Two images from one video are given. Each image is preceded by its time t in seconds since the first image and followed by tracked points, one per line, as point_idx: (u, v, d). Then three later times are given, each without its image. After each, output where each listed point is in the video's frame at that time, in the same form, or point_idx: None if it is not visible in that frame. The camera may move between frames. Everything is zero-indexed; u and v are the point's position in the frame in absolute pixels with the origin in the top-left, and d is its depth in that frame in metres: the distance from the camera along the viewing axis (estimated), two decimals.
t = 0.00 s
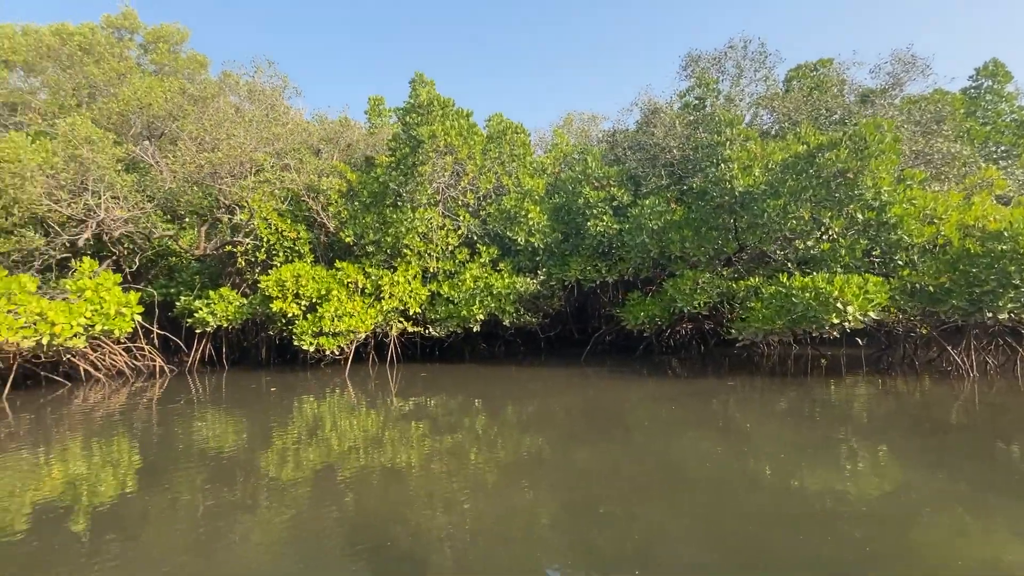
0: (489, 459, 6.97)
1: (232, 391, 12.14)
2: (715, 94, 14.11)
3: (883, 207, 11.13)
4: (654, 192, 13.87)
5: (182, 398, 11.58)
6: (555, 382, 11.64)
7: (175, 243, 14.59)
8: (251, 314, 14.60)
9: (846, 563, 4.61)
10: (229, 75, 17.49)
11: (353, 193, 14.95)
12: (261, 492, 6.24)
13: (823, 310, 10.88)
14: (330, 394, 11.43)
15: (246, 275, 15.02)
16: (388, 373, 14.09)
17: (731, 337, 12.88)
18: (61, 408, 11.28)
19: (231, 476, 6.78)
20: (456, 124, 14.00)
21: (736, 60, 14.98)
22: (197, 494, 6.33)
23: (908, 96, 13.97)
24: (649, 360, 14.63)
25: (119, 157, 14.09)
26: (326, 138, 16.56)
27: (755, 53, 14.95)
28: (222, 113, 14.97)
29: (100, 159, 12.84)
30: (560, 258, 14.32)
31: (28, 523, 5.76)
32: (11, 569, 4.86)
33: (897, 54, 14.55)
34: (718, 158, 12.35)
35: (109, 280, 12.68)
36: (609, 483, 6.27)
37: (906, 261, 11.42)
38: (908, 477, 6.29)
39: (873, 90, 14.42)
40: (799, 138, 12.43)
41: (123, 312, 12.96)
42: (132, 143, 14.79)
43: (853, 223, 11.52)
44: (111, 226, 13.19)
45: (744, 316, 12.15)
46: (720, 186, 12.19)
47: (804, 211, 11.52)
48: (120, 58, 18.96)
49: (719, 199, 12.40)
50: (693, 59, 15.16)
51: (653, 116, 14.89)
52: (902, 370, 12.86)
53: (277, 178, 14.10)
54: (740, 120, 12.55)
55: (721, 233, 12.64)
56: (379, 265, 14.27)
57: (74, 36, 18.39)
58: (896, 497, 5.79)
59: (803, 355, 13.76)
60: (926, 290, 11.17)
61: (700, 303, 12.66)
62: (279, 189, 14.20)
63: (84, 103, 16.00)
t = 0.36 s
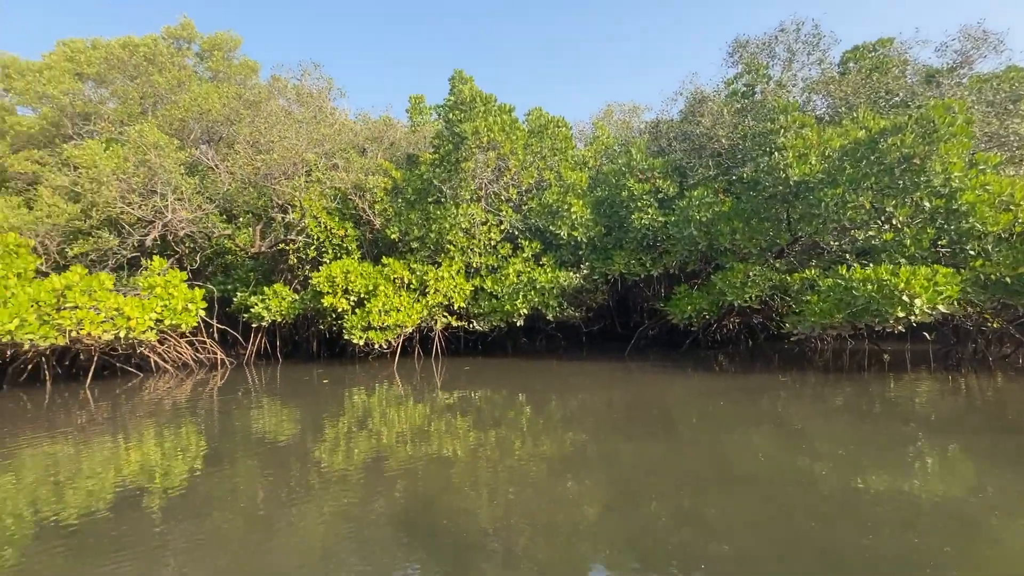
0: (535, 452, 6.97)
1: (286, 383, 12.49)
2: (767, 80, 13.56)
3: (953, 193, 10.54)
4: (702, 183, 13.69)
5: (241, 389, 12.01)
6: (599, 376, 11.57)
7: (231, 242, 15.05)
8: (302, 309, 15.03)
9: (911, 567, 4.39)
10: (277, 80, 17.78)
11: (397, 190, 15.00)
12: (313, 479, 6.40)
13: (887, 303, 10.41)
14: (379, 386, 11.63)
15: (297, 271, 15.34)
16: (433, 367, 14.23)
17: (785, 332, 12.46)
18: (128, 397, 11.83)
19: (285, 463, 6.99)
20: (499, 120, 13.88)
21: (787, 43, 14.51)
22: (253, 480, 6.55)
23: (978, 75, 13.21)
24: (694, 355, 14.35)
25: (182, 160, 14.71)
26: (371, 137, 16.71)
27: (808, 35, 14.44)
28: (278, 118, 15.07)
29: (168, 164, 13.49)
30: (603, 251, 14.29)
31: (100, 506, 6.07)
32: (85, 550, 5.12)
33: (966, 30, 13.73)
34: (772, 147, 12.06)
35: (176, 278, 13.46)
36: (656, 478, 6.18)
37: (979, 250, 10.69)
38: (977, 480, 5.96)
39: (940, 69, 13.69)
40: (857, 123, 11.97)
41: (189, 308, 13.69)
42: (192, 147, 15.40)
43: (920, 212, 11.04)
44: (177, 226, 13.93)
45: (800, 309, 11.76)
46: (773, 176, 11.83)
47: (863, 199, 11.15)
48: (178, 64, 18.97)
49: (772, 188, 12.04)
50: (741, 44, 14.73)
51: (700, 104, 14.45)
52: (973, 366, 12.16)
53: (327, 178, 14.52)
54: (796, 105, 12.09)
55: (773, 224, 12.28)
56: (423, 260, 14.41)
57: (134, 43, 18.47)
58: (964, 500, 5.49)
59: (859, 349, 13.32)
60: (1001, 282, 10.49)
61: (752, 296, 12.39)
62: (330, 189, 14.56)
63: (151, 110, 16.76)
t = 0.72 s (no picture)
0: (577, 448, 6.93)
1: (334, 376, 12.81)
2: (820, 67, 12.92)
3: None
4: (750, 176, 13.14)
5: (293, 382, 12.36)
6: (642, 373, 11.44)
7: (281, 241, 15.28)
8: (349, 305, 15.40)
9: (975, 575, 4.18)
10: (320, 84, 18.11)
11: (440, 189, 15.22)
12: (360, 470, 6.51)
13: (957, 298, 9.88)
14: (424, 381, 11.75)
15: (344, 269, 15.59)
16: (475, 363, 14.29)
17: (842, 328, 12.00)
18: (189, 390, 12.29)
19: (333, 454, 7.13)
20: (540, 116, 14.02)
21: (842, 27, 14.01)
22: (303, 470, 6.70)
23: None
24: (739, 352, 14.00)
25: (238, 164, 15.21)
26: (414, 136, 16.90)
27: (865, 17, 13.90)
28: (322, 117, 15.50)
29: (225, 168, 14.07)
30: (646, 247, 14.08)
31: (159, 492, 6.31)
32: (146, 533, 5.34)
33: None
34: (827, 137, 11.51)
35: (234, 276, 14.15)
36: (703, 476, 6.06)
37: None
38: None
39: (1010, 48, 12.98)
40: (920, 108, 11.50)
41: (246, 305, 14.38)
42: (246, 151, 15.88)
43: (993, 202, 10.52)
44: (235, 226, 14.44)
45: (858, 305, 11.49)
46: (828, 166, 11.39)
47: (931, 189, 10.58)
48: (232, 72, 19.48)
49: (827, 179, 11.57)
50: (792, 31, 14.27)
51: (748, 94, 13.95)
52: None
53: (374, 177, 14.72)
54: (854, 92, 11.47)
55: (829, 217, 11.96)
56: (464, 257, 14.47)
57: (191, 51, 18.86)
58: None
59: (919, 349, 12.82)
60: None
61: (805, 291, 12.05)
62: (374, 189, 14.76)
63: (209, 116, 17.41)
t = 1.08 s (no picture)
0: (619, 446, 6.87)
1: (377, 371, 13.04)
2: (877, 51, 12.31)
3: None
4: (799, 168, 12.59)
5: (339, 377, 12.60)
6: (684, 370, 11.28)
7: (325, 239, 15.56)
8: (391, 302, 15.60)
9: None
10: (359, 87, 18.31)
11: (478, 186, 15.23)
12: (402, 464, 6.60)
13: None
14: (465, 377, 11.82)
15: (385, 266, 15.86)
16: (514, 360, 14.30)
17: (901, 325, 11.58)
18: (240, 383, 12.65)
19: (376, 448, 7.24)
20: (579, 111, 13.81)
21: (900, 10, 13.49)
22: (349, 461, 6.83)
23: None
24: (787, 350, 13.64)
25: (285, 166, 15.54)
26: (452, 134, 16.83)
27: None
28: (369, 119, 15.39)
29: (275, 170, 14.33)
30: (689, 243, 13.76)
31: (213, 480, 6.53)
32: (201, 520, 5.53)
33: None
34: (886, 125, 10.93)
35: (284, 274, 14.48)
36: (750, 476, 5.94)
37: None
38: None
39: None
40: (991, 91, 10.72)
41: (295, 301, 14.72)
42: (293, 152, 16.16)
43: None
44: (284, 227, 14.69)
45: (918, 302, 11.03)
46: (887, 156, 10.77)
47: (1000, 179, 10.08)
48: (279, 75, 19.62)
49: (885, 171, 11.10)
50: (844, 15, 13.70)
51: (798, 81, 13.31)
52: None
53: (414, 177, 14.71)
54: (917, 78, 10.89)
55: (885, 210, 11.43)
56: (503, 254, 14.52)
57: (241, 57, 18.85)
58: None
59: (981, 347, 12.28)
60: None
61: (860, 288, 11.61)
62: (416, 189, 14.80)
63: (260, 119, 17.81)
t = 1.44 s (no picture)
0: (655, 444, 6.82)
1: (413, 366, 13.23)
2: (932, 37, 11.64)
3: None
4: (849, 162, 12.15)
5: (377, 371, 12.80)
6: (722, 369, 11.11)
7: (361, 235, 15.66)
8: (427, 298, 15.76)
9: None
10: (394, 87, 18.47)
11: (513, 182, 15.01)
12: (439, 458, 6.68)
13: None
14: (500, 373, 11.87)
15: (421, 262, 15.99)
16: (549, 357, 14.29)
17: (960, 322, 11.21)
18: (281, 376, 12.95)
19: (413, 441, 7.34)
20: (617, 106, 13.59)
21: None
22: (386, 454, 6.93)
23: None
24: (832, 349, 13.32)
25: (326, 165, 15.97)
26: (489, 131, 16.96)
27: None
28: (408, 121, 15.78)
29: (317, 168, 14.81)
30: (729, 238, 13.49)
31: (257, 470, 6.72)
32: (243, 510, 5.69)
33: None
34: (946, 113, 10.12)
35: (326, 271, 14.77)
36: (791, 478, 5.80)
37: None
38: None
39: None
40: None
41: (336, 298, 14.97)
42: (333, 152, 16.50)
43: None
44: (326, 225, 15.00)
45: (979, 300, 10.59)
46: (947, 146, 9.94)
47: None
48: (318, 78, 19.83)
49: (944, 162, 10.31)
50: None
51: (846, 70, 12.80)
52: None
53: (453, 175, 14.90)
54: (982, 62, 10.11)
55: (943, 203, 10.80)
56: (538, 251, 14.56)
57: (283, 59, 19.16)
58: None
59: None
60: None
61: (915, 285, 11.14)
62: (452, 186, 14.92)
63: (300, 120, 18.11)
